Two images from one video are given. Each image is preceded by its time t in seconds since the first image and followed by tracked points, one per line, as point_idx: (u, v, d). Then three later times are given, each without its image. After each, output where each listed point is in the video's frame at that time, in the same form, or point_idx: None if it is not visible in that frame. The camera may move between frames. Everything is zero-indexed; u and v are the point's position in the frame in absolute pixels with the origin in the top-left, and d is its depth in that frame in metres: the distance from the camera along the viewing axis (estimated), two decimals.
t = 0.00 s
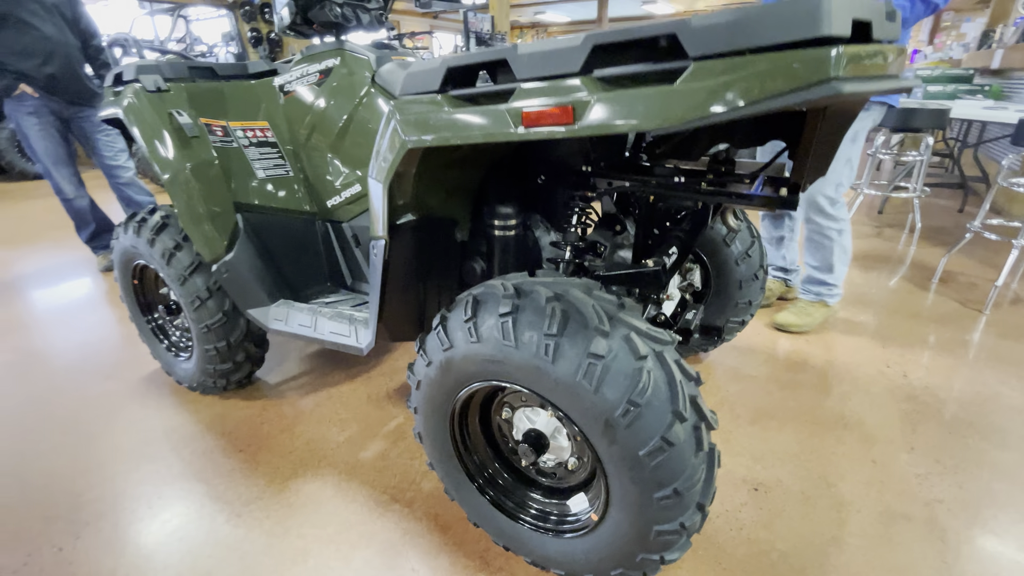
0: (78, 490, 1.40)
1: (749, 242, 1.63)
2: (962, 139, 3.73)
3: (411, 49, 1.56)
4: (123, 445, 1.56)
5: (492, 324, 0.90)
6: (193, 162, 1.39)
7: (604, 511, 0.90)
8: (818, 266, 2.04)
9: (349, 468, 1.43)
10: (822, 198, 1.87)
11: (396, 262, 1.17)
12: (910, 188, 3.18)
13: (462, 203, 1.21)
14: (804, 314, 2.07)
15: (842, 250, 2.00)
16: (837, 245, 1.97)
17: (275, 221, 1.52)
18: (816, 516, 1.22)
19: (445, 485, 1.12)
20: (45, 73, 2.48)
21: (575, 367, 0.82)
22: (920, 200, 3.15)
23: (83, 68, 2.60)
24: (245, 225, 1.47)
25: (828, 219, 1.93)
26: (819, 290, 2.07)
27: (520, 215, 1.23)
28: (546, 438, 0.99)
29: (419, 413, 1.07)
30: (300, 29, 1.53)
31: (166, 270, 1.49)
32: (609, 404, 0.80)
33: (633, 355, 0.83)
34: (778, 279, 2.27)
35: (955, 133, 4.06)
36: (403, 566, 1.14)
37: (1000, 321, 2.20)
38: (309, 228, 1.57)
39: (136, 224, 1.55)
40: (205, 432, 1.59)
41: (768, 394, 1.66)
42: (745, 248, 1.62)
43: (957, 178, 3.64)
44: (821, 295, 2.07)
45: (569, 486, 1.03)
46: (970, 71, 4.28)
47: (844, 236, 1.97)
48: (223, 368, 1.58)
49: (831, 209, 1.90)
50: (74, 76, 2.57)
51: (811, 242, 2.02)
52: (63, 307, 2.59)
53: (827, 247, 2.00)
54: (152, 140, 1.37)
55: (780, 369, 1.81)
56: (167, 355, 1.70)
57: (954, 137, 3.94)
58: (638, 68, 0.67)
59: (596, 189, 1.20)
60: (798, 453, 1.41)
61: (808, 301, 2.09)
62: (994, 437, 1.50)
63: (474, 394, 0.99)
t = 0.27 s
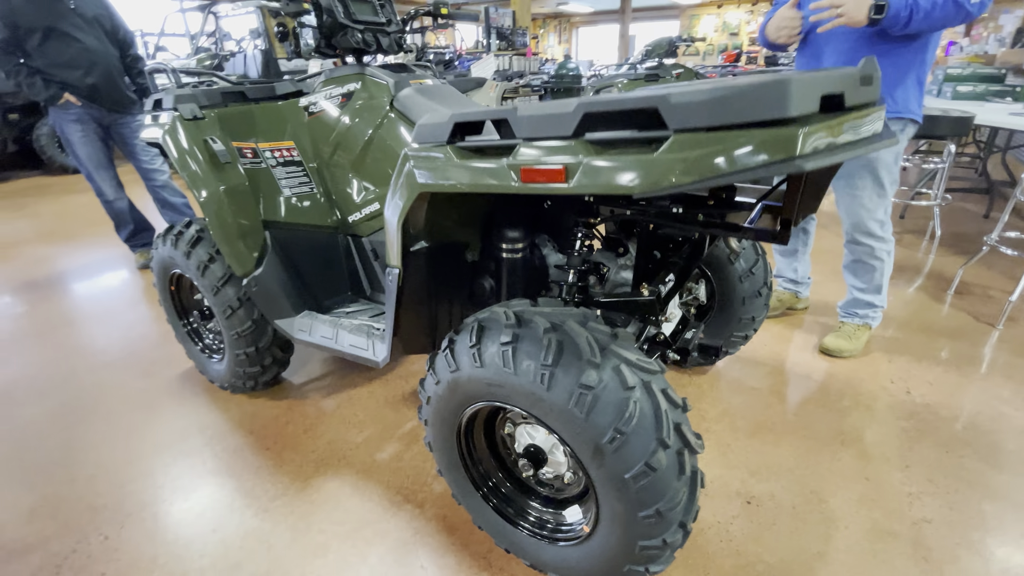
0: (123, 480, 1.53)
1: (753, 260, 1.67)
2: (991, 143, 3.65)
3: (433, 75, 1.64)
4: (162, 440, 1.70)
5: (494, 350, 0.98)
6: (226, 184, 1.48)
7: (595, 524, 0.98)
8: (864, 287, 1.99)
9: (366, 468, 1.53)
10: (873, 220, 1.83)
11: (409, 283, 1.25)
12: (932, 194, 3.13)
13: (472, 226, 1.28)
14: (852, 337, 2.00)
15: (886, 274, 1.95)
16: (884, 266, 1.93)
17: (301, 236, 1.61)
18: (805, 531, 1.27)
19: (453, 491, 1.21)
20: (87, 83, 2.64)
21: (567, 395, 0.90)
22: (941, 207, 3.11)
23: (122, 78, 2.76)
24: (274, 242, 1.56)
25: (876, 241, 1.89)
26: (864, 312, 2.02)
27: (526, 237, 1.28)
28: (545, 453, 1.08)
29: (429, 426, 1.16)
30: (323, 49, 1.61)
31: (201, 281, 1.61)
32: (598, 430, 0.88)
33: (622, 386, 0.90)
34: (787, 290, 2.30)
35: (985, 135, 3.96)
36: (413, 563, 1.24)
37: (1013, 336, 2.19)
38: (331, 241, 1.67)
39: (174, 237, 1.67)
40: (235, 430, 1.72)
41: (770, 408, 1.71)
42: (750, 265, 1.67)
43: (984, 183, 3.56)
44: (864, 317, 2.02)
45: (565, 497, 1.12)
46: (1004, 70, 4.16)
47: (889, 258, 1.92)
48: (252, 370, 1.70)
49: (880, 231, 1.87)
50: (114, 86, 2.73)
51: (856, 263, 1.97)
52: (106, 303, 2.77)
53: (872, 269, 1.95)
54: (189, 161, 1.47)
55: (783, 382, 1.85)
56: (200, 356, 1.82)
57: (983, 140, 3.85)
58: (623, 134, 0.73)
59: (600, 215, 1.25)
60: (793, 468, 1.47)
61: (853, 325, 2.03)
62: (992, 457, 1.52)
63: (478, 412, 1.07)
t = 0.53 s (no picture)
0: (167, 463, 1.70)
1: (757, 275, 1.72)
2: None
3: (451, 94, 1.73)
4: (201, 427, 1.86)
5: (496, 368, 1.08)
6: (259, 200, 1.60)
7: (584, 527, 1.08)
8: (876, 304, 1.99)
9: (383, 460, 1.66)
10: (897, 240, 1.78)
11: (422, 298, 1.35)
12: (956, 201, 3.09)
13: (483, 245, 1.36)
14: (857, 349, 2.03)
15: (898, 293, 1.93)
16: (899, 286, 1.91)
17: (326, 245, 1.73)
18: (789, 539, 1.35)
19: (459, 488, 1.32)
20: (129, 86, 2.81)
21: (560, 413, 0.99)
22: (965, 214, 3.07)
23: (161, 80, 2.92)
24: (301, 251, 1.70)
25: (897, 262, 1.84)
26: (872, 328, 2.03)
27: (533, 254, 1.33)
28: (542, 459, 1.18)
29: (438, 430, 1.27)
30: (348, 64, 1.72)
31: (236, 284, 1.75)
32: (586, 446, 0.97)
33: (609, 406, 0.99)
34: (796, 299, 2.33)
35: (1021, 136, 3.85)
36: (423, 551, 1.36)
37: None
38: (354, 248, 1.79)
39: (211, 242, 1.81)
40: (265, 420, 1.87)
41: (767, 417, 1.78)
42: (753, 281, 1.72)
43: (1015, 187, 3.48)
44: (873, 332, 2.03)
45: (561, 499, 1.22)
46: None
47: (905, 278, 1.88)
48: (282, 366, 1.84)
49: (903, 252, 1.82)
50: (154, 88, 2.89)
51: (874, 280, 1.94)
52: (148, 293, 2.97)
53: (886, 287, 1.93)
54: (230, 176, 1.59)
55: (784, 392, 1.91)
56: (235, 350, 1.98)
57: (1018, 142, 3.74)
58: (614, 189, 0.82)
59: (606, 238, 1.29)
60: (784, 477, 1.54)
61: (859, 338, 2.05)
62: (982, 475, 1.57)
63: (481, 420, 1.18)
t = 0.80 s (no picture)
0: (199, 451, 1.86)
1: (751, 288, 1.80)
2: None
3: (458, 113, 1.86)
4: (228, 418, 2.02)
5: (492, 381, 1.19)
6: (283, 213, 1.72)
7: (569, 525, 1.19)
8: (877, 319, 2.02)
9: (394, 454, 1.79)
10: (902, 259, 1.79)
11: (430, 310, 1.46)
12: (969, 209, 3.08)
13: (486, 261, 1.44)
14: (853, 359, 2.08)
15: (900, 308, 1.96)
16: (902, 302, 1.93)
17: (344, 254, 1.87)
18: (767, 542, 1.45)
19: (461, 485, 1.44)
20: (159, 91, 2.99)
21: (547, 425, 1.10)
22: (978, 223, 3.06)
23: (189, 85, 3.10)
24: (321, 258, 1.83)
25: (902, 280, 1.86)
26: (870, 339, 2.07)
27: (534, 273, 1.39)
28: (534, 462, 1.29)
29: (442, 432, 1.39)
30: (364, 80, 1.86)
31: (261, 288, 1.89)
32: (569, 456, 1.08)
33: (591, 420, 1.09)
34: (787, 301, 2.38)
35: None
36: (428, 540, 1.49)
37: None
38: (370, 256, 1.92)
39: (239, 248, 1.95)
40: (287, 413, 2.02)
41: (758, 424, 1.86)
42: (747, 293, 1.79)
43: None
44: (871, 343, 2.07)
45: (552, 498, 1.33)
46: None
47: (908, 296, 1.91)
48: (303, 363, 1.99)
49: (908, 271, 1.83)
50: (182, 92, 3.07)
51: (878, 296, 1.96)
52: (180, 288, 3.16)
53: (889, 303, 1.96)
54: (255, 189, 1.71)
55: (778, 399, 1.99)
56: (260, 347, 2.13)
57: None
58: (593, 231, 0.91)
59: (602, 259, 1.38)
60: (769, 483, 1.63)
61: (857, 348, 2.09)
62: (963, 487, 1.63)
63: (480, 427, 1.29)
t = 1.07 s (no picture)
0: (218, 449, 1.99)
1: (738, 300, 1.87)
2: None
3: (457, 131, 1.97)
4: (244, 417, 2.15)
5: (483, 392, 1.29)
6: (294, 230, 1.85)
7: (553, 525, 1.30)
8: (861, 328, 2.09)
9: (398, 454, 1.91)
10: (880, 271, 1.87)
11: (429, 322, 1.57)
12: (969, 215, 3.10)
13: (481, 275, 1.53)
14: (840, 367, 2.16)
15: (883, 318, 2.02)
16: (884, 311, 2.00)
17: (351, 265, 1.98)
18: (744, 543, 1.54)
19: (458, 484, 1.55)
20: (177, 102, 3.15)
21: (531, 435, 1.20)
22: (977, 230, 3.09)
23: (204, 94, 3.25)
24: (330, 270, 1.96)
25: (880, 290, 1.93)
26: (856, 347, 2.14)
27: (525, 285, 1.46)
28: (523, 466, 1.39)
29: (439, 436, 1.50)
30: (369, 100, 1.98)
31: (274, 297, 2.01)
32: (551, 463, 1.18)
33: (572, 431, 1.19)
34: (768, 314, 2.46)
35: None
36: (427, 536, 1.60)
37: (1012, 373, 2.26)
38: (376, 266, 2.03)
39: (254, 259, 2.07)
40: (299, 414, 2.14)
41: (744, 430, 1.95)
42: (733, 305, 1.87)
43: None
44: (857, 351, 2.14)
45: (540, 499, 1.43)
46: None
47: (889, 306, 1.98)
48: (313, 367, 2.12)
49: (886, 283, 1.91)
50: (198, 102, 3.23)
51: (860, 305, 2.04)
52: (198, 290, 3.32)
53: (872, 313, 2.03)
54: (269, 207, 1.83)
55: (765, 405, 2.07)
56: (273, 349, 2.25)
57: None
58: (567, 264, 1.01)
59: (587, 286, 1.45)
60: (750, 487, 1.72)
61: (845, 356, 2.17)
62: (939, 493, 1.70)
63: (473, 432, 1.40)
